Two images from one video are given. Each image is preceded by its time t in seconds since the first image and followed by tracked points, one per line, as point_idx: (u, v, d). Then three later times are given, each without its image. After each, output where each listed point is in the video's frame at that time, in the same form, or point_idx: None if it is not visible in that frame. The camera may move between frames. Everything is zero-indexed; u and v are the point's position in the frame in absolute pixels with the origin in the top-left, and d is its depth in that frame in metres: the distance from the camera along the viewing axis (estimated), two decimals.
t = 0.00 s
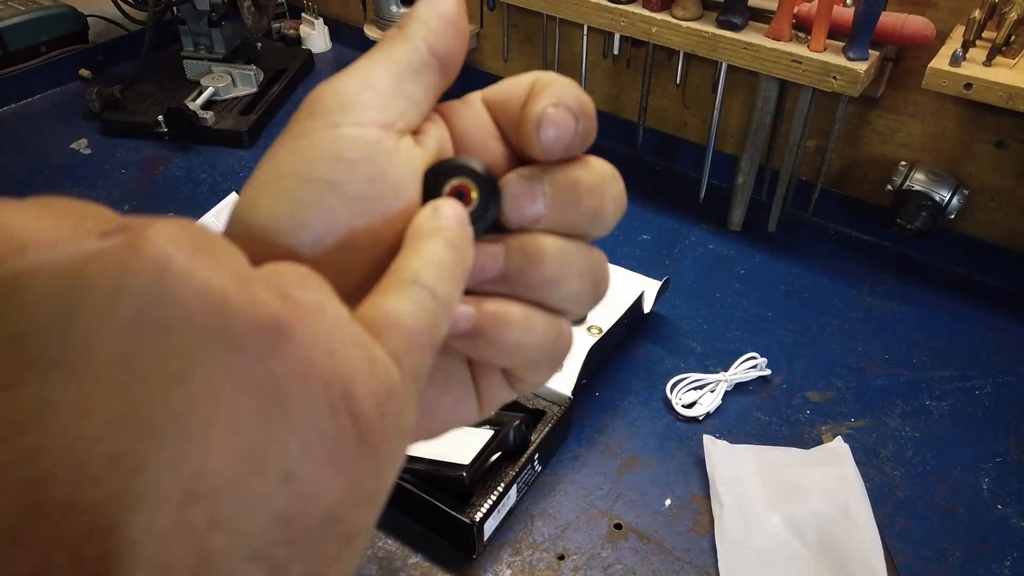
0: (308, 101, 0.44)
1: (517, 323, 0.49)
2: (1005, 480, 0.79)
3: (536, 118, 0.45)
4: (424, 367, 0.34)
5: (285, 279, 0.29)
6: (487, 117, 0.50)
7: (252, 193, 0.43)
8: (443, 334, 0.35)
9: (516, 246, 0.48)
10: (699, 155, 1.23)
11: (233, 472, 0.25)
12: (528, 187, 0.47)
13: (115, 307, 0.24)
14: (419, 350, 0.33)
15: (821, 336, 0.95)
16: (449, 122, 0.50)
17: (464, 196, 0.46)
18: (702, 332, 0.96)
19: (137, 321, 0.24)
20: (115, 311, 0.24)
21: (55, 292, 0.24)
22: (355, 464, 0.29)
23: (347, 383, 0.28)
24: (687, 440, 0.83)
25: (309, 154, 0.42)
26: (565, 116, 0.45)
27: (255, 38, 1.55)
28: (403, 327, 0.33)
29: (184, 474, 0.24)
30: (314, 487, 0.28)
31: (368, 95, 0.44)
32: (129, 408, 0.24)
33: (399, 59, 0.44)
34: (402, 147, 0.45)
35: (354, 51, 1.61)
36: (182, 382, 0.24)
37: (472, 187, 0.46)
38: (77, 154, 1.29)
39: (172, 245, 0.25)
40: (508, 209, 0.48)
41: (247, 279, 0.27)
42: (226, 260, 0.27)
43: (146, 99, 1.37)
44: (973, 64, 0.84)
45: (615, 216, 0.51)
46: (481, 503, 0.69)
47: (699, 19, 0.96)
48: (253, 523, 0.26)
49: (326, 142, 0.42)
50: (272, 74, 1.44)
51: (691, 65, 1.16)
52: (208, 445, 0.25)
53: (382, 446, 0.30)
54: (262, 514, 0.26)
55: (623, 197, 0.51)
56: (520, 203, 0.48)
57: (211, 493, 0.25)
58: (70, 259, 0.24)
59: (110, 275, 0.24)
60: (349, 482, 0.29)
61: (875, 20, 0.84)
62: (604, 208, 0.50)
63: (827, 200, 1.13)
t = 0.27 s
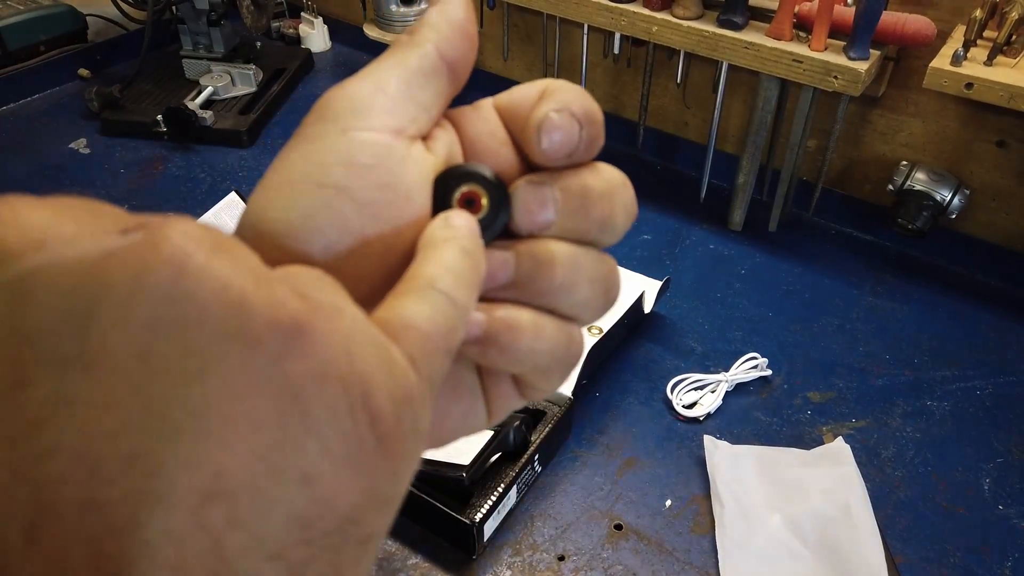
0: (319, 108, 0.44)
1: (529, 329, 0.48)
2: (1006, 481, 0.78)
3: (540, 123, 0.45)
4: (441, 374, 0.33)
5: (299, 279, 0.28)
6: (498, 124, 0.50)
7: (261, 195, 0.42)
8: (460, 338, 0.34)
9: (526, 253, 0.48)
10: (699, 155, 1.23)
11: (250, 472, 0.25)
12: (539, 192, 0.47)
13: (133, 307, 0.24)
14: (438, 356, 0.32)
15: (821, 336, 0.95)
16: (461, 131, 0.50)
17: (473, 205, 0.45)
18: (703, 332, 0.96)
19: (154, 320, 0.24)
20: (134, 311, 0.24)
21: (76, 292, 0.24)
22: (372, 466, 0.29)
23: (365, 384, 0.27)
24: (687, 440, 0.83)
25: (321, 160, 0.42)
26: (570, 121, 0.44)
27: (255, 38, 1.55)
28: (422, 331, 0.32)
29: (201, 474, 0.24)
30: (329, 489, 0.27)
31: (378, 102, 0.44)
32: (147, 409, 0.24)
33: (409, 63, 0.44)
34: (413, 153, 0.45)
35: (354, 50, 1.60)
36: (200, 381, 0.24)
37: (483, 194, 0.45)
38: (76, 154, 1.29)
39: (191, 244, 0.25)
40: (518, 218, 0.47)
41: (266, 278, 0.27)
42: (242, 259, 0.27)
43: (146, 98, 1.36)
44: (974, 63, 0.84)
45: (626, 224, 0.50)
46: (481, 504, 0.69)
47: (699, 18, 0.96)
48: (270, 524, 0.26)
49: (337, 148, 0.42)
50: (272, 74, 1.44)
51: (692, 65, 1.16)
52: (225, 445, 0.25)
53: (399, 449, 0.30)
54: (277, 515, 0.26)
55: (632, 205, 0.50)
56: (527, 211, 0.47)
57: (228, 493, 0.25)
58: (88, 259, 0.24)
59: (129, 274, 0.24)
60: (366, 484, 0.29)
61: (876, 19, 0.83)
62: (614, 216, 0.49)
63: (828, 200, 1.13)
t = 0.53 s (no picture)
0: (318, 117, 0.44)
1: (535, 346, 0.48)
2: (1007, 481, 0.78)
3: (546, 138, 0.45)
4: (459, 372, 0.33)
5: (318, 280, 0.29)
6: (505, 135, 0.50)
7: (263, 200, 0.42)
8: (477, 343, 0.34)
9: (531, 269, 0.48)
10: (700, 155, 1.22)
11: (272, 472, 0.25)
12: (544, 208, 0.47)
13: (153, 303, 0.24)
14: (456, 355, 0.32)
15: (822, 336, 0.95)
16: (461, 141, 0.50)
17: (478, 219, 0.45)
18: (703, 332, 0.96)
19: (174, 316, 0.24)
20: (155, 307, 0.24)
21: (98, 291, 0.24)
22: (392, 468, 0.28)
23: (383, 384, 0.27)
24: (687, 441, 0.83)
25: (321, 170, 0.42)
26: (575, 136, 0.44)
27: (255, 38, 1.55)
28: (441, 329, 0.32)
29: (222, 471, 0.24)
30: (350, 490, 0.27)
31: (378, 111, 0.44)
32: (168, 405, 0.23)
33: (408, 74, 0.44)
34: (413, 162, 0.45)
35: (354, 50, 1.60)
36: (222, 378, 0.24)
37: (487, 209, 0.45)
38: (75, 153, 1.29)
39: (213, 243, 0.26)
40: (523, 232, 0.47)
41: (285, 279, 0.27)
42: (263, 261, 0.27)
43: (145, 98, 1.36)
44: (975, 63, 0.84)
45: (632, 239, 0.50)
46: (481, 504, 0.69)
47: (699, 18, 0.96)
48: (291, 525, 0.25)
49: (335, 158, 0.42)
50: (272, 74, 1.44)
51: (692, 64, 1.16)
52: (247, 442, 0.24)
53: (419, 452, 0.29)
54: (298, 516, 0.25)
55: (640, 217, 0.50)
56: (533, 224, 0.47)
57: (250, 493, 0.24)
58: (109, 257, 0.25)
59: (152, 274, 0.24)
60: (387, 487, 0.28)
61: (875, 19, 0.83)
62: (620, 229, 0.49)
63: (828, 200, 1.13)
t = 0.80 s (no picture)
0: (324, 117, 0.44)
1: (544, 347, 0.48)
2: (1007, 481, 0.78)
3: (554, 137, 0.45)
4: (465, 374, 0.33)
5: (324, 281, 0.28)
6: (512, 135, 0.50)
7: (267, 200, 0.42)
8: (483, 344, 0.34)
9: (539, 270, 0.48)
10: (700, 155, 1.22)
11: (278, 473, 0.25)
12: (551, 208, 0.47)
13: (159, 304, 0.24)
14: (462, 357, 0.32)
15: (822, 336, 0.95)
16: (469, 139, 0.50)
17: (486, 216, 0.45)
18: (703, 332, 0.96)
19: (182, 318, 0.24)
20: (161, 308, 0.24)
21: (102, 289, 0.24)
22: (397, 470, 0.28)
23: (389, 385, 0.27)
24: (687, 440, 0.83)
25: (327, 170, 0.42)
26: (584, 135, 0.44)
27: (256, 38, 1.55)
28: (447, 331, 0.32)
29: (227, 473, 0.24)
30: (356, 491, 0.27)
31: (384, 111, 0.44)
32: (174, 406, 0.23)
33: (416, 73, 0.45)
34: (419, 161, 0.45)
35: (354, 50, 1.60)
36: (229, 380, 0.24)
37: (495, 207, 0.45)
38: (75, 153, 1.29)
39: (218, 243, 0.25)
40: (529, 230, 0.47)
41: (290, 279, 0.27)
42: (268, 258, 0.27)
43: (145, 98, 1.36)
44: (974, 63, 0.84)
45: (639, 238, 0.50)
46: (481, 504, 0.69)
47: (699, 18, 0.96)
48: (297, 527, 0.25)
49: (342, 157, 0.42)
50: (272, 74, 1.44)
51: (692, 64, 1.16)
52: (253, 445, 0.24)
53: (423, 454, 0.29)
54: (304, 518, 0.25)
55: (647, 217, 0.50)
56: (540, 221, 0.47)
57: (256, 494, 0.24)
58: (113, 257, 0.24)
59: (158, 273, 0.24)
60: (392, 488, 0.28)
61: (875, 18, 0.83)
62: (628, 227, 0.49)
63: (828, 200, 1.13)
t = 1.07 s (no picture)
0: (329, 118, 0.44)
1: (549, 347, 0.48)
2: (1006, 481, 0.78)
3: (561, 135, 0.45)
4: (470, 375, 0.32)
5: (329, 281, 0.28)
6: (519, 135, 0.50)
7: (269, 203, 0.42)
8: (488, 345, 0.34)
9: (543, 271, 0.48)
10: (700, 155, 1.22)
11: (283, 477, 0.25)
12: (556, 209, 0.47)
13: (164, 306, 0.24)
14: (468, 359, 0.32)
15: (822, 337, 0.95)
16: (475, 138, 0.50)
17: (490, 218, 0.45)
18: (703, 332, 0.96)
19: (186, 320, 0.24)
20: (165, 309, 0.24)
21: (105, 288, 0.24)
22: (403, 472, 0.28)
23: (395, 388, 0.27)
24: (687, 440, 0.83)
25: (332, 172, 0.42)
26: (591, 133, 0.44)
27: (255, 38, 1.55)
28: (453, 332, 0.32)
29: (233, 477, 0.24)
30: (361, 493, 0.26)
31: (390, 112, 0.44)
32: (179, 409, 0.23)
33: (421, 73, 0.44)
34: (425, 162, 0.45)
35: (354, 50, 1.60)
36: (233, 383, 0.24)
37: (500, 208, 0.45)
38: (75, 153, 1.29)
39: (223, 244, 0.25)
40: (535, 231, 0.47)
41: (296, 279, 0.27)
42: (274, 260, 0.27)
43: (145, 98, 1.36)
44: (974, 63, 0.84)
45: (646, 238, 0.50)
46: (481, 504, 0.69)
47: (699, 18, 0.96)
48: (302, 529, 0.25)
49: (348, 157, 0.42)
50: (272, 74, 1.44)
51: (692, 64, 1.16)
52: (258, 448, 0.24)
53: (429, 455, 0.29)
54: (309, 520, 0.25)
55: (654, 218, 0.50)
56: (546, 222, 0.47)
57: (261, 497, 0.24)
58: (117, 258, 0.24)
59: (162, 274, 0.24)
60: (397, 491, 0.28)
61: (876, 18, 0.83)
62: (634, 229, 0.49)
63: (828, 201, 1.13)
